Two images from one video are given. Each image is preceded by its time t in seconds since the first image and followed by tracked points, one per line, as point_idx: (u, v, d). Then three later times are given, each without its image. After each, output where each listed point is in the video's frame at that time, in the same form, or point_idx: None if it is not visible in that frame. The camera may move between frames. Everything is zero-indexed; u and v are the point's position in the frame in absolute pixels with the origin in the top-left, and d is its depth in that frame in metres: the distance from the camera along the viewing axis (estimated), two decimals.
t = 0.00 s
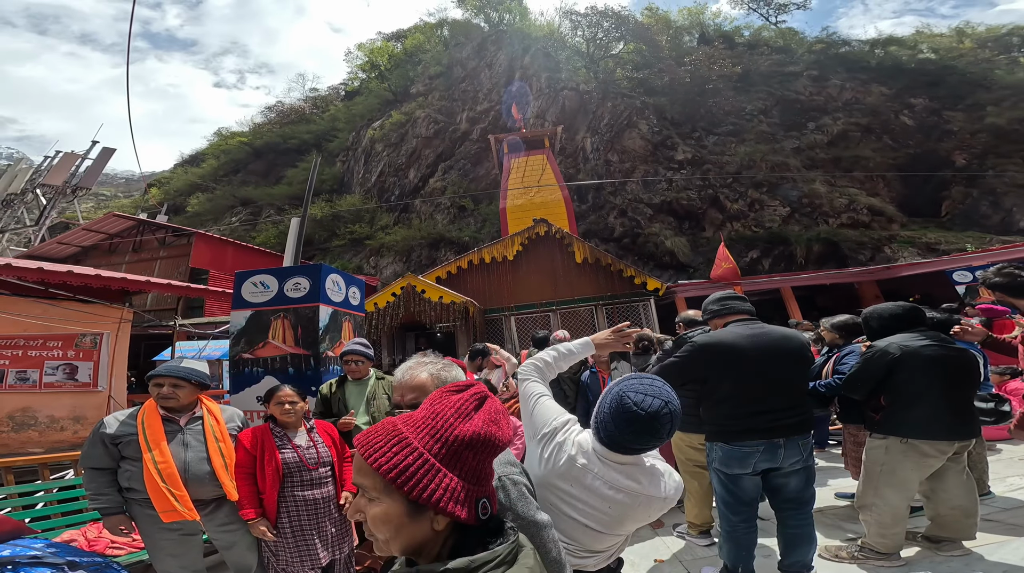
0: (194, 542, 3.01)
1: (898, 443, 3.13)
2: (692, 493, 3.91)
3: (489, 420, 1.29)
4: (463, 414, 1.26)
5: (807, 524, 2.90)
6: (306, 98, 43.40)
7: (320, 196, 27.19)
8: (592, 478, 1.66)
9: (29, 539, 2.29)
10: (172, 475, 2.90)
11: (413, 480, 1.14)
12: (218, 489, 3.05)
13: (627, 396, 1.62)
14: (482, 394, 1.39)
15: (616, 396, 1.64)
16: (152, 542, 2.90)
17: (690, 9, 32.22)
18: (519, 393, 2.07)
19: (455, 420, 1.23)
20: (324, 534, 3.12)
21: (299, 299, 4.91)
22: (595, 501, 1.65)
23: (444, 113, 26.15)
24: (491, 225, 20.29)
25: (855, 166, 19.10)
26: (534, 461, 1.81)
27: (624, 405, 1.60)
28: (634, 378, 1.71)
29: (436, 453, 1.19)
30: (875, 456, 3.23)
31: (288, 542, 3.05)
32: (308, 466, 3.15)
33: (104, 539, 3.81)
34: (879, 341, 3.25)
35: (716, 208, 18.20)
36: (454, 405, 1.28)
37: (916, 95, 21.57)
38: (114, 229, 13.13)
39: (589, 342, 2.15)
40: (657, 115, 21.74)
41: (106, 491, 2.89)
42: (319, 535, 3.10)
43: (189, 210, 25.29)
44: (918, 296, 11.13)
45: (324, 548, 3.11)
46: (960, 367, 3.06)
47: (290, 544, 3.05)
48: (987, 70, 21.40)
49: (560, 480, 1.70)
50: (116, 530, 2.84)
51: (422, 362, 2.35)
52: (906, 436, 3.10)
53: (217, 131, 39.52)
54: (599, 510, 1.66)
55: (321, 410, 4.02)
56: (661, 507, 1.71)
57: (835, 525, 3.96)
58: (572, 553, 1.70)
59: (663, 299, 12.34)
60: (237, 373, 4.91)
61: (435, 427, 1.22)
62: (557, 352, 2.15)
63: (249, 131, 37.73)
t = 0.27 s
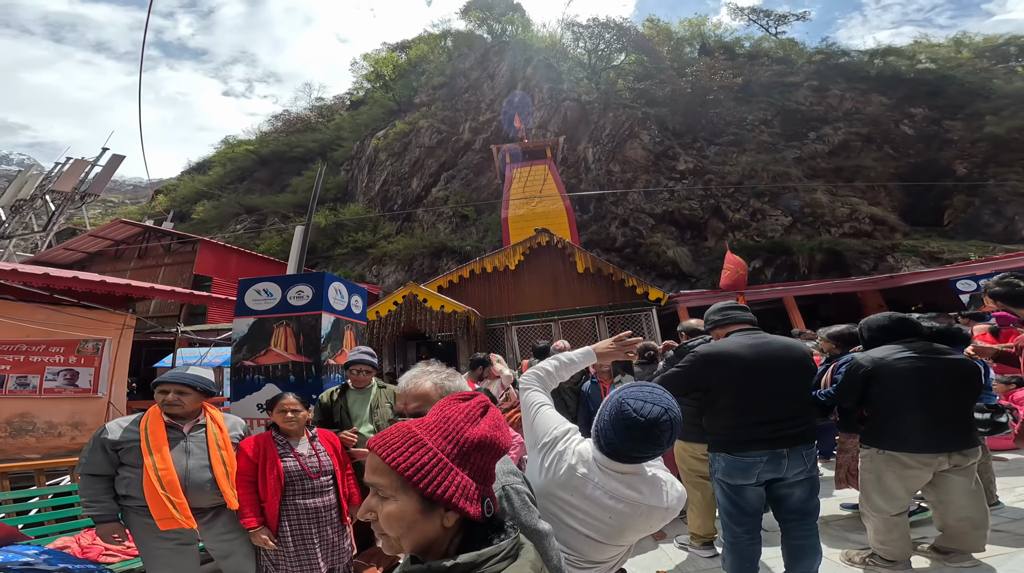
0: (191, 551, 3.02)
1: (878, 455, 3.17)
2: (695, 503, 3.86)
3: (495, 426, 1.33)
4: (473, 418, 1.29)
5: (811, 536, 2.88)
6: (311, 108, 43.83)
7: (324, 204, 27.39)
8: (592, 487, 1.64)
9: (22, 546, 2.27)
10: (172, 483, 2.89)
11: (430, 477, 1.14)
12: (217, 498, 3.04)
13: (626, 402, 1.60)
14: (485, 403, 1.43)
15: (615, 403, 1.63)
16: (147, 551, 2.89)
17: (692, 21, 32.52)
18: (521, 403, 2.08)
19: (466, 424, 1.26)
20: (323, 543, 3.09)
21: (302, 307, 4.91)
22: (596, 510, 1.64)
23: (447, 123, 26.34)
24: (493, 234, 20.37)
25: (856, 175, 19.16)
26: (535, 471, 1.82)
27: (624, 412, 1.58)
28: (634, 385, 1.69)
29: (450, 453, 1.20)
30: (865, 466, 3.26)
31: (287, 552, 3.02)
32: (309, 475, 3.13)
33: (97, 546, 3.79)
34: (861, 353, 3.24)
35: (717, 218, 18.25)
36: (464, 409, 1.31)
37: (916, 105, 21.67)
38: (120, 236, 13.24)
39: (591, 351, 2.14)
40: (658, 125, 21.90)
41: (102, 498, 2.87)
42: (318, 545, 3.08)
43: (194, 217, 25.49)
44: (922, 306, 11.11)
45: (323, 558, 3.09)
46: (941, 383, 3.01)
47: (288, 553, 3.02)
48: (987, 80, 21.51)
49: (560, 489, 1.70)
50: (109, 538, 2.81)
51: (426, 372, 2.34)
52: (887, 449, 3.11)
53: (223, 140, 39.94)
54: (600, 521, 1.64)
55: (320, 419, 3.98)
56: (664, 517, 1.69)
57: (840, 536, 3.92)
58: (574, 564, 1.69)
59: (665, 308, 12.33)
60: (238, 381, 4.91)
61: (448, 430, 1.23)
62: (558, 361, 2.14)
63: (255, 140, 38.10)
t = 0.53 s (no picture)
0: (181, 562, 2.95)
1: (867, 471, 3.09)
2: (698, 517, 3.78)
3: (503, 438, 1.34)
4: (483, 429, 1.30)
5: (815, 549, 2.85)
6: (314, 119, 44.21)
7: (326, 214, 27.52)
8: (594, 499, 1.62)
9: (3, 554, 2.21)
10: (165, 491, 2.84)
11: (443, 488, 1.13)
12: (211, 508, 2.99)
13: (629, 413, 1.59)
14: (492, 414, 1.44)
15: (618, 414, 1.62)
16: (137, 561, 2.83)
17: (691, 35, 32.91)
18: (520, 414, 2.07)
19: (477, 435, 1.26)
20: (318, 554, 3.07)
21: (302, 315, 4.93)
22: (598, 522, 1.60)
23: (449, 134, 26.53)
24: (494, 245, 20.38)
25: (855, 187, 19.26)
26: (535, 483, 1.79)
27: (626, 422, 1.58)
28: (635, 396, 1.69)
29: (463, 464, 1.19)
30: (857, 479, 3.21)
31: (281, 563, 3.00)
32: (305, 485, 3.12)
33: (80, 555, 3.69)
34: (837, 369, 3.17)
35: (717, 230, 18.28)
36: (473, 420, 1.31)
37: (913, 117, 21.86)
38: (123, 243, 13.28)
39: (593, 362, 2.15)
40: (659, 137, 22.06)
41: (90, 508, 2.77)
42: (311, 556, 3.05)
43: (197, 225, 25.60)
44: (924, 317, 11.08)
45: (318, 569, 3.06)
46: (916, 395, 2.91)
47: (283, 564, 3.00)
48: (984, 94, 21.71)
49: (561, 501, 1.67)
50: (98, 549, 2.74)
51: (426, 382, 2.32)
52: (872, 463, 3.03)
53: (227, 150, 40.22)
54: (601, 533, 1.61)
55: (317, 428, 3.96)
56: (665, 530, 1.67)
57: (846, 551, 3.85)
58: None
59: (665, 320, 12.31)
60: (234, 389, 4.88)
61: (460, 439, 1.23)
62: (559, 372, 2.14)
63: (259, 149, 38.39)
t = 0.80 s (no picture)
0: None
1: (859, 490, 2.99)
2: (693, 533, 3.69)
3: (508, 456, 1.30)
4: (487, 448, 1.26)
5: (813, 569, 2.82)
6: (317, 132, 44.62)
7: (325, 225, 27.64)
8: (592, 514, 1.59)
9: None
10: (146, 502, 2.75)
11: (440, 511, 1.09)
12: (194, 522, 2.90)
13: (623, 425, 1.58)
14: (499, 429, 1.40)
15: (612, 426, 1.61)
16: None
17: (689, 54, 33.44)
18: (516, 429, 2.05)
19: (480, 454, 1.22)
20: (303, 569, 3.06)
21: (297, 325, 4.92)
22: (596, 537, 1.58)
23: (450, 148, 26.75)
24: (492, 259, 20.38)
25: (850, 204, 19.39)
26: (530, 498, 1.77)
27: (621, 434, 1.56)
28: (631, 409, 1.69)
29: (463, 484, 1.16)
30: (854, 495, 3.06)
31: None
32: (294, 498, 3.11)
33: (51, 566, 3.57)
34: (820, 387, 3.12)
35: (715, 246, 18.33)
36: (478, 437, 1.27)
37: (906, 134, 22.13)
38: (121, 250, 13.30)
39: (591, 377, 2.15)
40: (657, 154, 22.26)
41: (66, 518, 2.66)
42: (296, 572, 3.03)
43: (197, 234, 25.74)
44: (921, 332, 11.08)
45: None
46: (893, 409, 2.83)
47: None
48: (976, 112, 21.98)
49: (557, 516, 1.64)
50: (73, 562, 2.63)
51: (423, 393, 2.28)
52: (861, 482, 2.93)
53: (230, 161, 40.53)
54: (597, 549, 1.58)
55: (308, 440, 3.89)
56: (661, 546, 1.65)
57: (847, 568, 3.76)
58: None
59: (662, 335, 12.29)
60: (225, 399, 4.84)
61: (463, 458, 1.19)
62: (557, 385, 2.13)
63: (262, 160, 38.66)
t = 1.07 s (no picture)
0: None
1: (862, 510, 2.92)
2: (690, 554, 3.54)
3: (505, 485, 1.20)
4: (482, 476, 1.17)
5: None
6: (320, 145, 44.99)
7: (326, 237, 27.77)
8: (583, 534, 1.57)
9: None
10: (136, 516, 2.70)
11: (429, 544, 0.99)
12: (183, 535, 2.84)
13: (613, 447, 1.58)
14: (498, 456, 1.30)
15: (602, 448, 1.61)
16: None
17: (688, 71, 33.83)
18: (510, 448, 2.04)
19: (475, 483, 1.13)
20: None
21: (295, 339, 4.90)
22: (585, 557, 1.55)
23: (452, 162, 26.94)
24: (492, 273, 20.41)
25: (849, 221, 19.47)
26: (523, 519, 1.74)
27: (610, 456, 1.56)
28: (619, 431, 1.69)
29: (451, 511, 1.06)
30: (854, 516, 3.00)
31: None
32: (287, 513, 3.06)
33: None
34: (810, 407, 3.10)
35: (714, 261, 18.36)
36: (469, 463, 1.18)
37: (903, 151, 22.31)
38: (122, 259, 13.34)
39: (584, 397, 2.14)
40: (657, 170, 22.42)
41: (51, 530, 2.62)
42: None
43: (198, 245, 25.86)
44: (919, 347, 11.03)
45: None
46: (872, 427, 2.81)
47: None
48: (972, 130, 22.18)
49: (549, 536, 1.62)
50: None
51: (420, 412, 2.25)
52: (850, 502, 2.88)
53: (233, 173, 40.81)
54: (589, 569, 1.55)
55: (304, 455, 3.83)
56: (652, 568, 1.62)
57: None
58: None
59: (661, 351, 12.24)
60: (220, 412, 4.81)
61: (455, 488, 1.10)
62: (551, 406, 2.12)
63: (265, 171, 38.95)
